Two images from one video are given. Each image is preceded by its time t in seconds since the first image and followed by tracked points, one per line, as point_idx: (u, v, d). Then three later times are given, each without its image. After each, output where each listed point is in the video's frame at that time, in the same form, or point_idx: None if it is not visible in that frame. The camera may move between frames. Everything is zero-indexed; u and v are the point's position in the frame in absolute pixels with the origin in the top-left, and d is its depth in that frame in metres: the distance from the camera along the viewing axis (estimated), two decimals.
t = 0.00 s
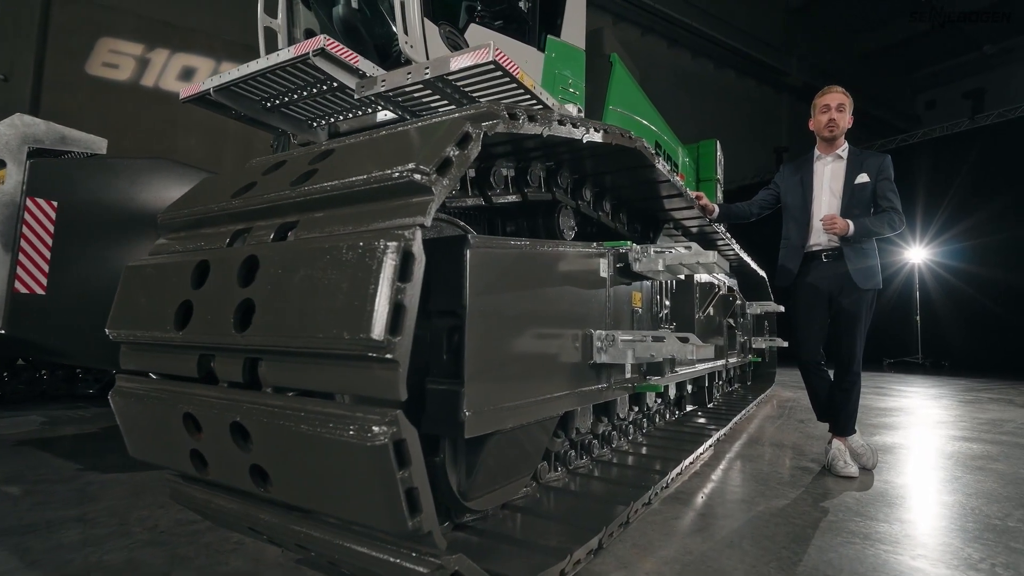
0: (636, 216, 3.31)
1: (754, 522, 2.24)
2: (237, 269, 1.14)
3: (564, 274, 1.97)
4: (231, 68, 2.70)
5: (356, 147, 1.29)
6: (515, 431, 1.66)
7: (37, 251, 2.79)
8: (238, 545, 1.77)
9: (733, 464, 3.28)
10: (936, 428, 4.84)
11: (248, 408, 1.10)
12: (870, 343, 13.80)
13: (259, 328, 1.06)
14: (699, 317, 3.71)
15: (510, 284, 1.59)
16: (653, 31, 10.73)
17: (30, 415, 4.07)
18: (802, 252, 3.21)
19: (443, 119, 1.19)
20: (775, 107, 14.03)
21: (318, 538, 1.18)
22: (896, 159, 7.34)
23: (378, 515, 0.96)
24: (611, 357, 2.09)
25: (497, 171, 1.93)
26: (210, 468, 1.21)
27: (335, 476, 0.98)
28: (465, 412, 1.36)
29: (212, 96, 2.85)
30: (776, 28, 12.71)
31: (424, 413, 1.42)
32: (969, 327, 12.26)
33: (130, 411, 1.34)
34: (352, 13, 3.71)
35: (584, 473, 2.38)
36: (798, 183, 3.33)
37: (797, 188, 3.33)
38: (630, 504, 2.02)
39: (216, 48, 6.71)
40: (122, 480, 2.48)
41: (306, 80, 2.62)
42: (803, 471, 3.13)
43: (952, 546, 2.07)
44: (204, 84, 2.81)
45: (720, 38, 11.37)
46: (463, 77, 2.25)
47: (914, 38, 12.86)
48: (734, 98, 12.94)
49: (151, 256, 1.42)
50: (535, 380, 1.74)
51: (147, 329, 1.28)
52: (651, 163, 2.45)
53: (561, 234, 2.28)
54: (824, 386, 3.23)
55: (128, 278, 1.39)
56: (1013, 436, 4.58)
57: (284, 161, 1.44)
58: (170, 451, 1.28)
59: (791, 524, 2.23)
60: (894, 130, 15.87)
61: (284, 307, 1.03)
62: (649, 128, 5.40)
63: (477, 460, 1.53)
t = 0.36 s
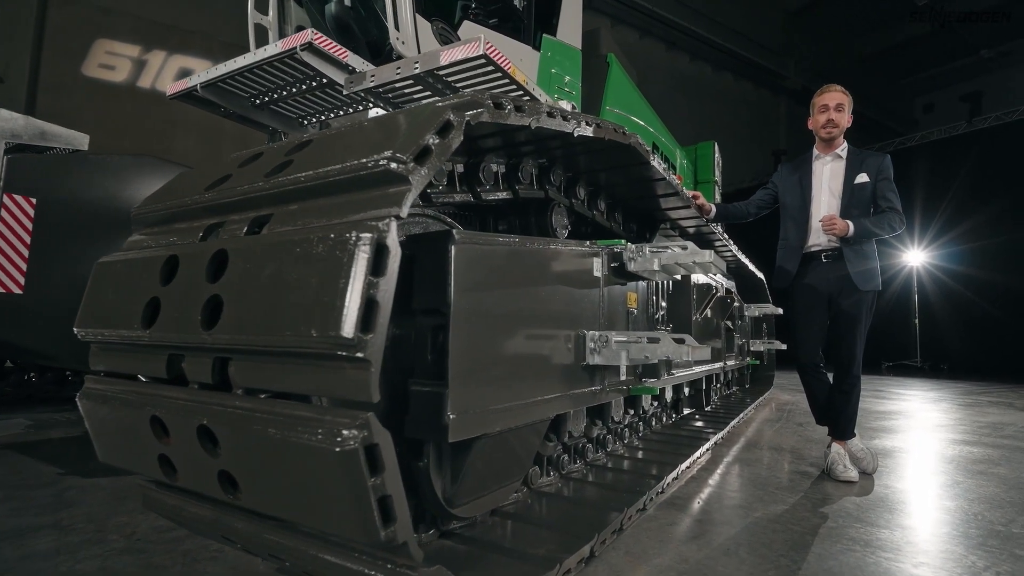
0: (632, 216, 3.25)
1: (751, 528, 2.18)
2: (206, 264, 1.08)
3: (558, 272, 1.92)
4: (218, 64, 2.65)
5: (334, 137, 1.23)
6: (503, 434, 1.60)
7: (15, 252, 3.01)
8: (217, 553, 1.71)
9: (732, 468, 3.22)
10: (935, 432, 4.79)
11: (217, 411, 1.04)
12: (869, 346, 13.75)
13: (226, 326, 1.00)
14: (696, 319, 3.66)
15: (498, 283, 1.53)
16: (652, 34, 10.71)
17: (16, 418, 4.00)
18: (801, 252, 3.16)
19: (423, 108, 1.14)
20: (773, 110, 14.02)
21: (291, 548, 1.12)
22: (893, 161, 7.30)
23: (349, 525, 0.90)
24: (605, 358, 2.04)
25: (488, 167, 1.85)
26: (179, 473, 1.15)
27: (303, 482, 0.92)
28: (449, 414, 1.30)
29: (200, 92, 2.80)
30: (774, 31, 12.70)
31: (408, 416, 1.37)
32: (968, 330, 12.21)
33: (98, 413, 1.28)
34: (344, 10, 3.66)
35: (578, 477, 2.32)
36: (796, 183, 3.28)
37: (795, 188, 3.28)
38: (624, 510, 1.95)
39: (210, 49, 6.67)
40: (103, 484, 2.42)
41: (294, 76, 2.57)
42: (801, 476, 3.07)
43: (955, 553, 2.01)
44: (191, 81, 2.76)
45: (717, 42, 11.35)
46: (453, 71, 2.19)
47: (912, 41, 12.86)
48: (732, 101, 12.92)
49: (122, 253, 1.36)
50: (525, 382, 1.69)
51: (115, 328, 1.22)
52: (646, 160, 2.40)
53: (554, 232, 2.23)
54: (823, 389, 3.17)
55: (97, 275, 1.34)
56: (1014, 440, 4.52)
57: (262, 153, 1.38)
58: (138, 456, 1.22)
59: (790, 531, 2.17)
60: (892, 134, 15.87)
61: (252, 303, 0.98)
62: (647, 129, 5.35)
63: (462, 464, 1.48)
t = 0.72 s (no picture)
0: (625, 218, 3.20)
1: (744, 538, 2.12)
2: (161, 265, 1.02)
3: (544, 275, 1.86)
4: (200, 62, 2.59)
5: (300, 132, 1.17)
6: (484, 443, 1.54)
7: None
8: (188, 567, 1.64)
9: (726, 474, 3.16)
10: (933, 437, 4.73)
11: (169, 422, 0.98)
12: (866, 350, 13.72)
13: (178, 331, 0.94)
14: (691, 323, 3.60)
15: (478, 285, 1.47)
16: (649, 37, 10.67)
17: None
18: (796, 255, 3.11)
19: (390, 100, 1.08)
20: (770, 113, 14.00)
21: (250, 568, 1.05)
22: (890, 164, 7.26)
23: (302, 545, 0.84)
24: (592, 364, 1.98)
25: (469, 166, 1.75)
26: (133, 487, 1.08)
27: (255, 499, 0.86)
28: (422, 424, 1.24)
29: (182, 91, 2.74)
30: (772, 34, 12.68)
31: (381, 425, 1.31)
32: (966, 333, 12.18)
33: (53, 424, 1.21)
34: (334, 10, 3.60)
35: (566, 486, 2.26)
36: (791, 184, 3.23)
37: (790, 189, 3.23)
38: (612, 521, 1.89)
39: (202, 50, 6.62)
40: (79, 493, 2.35)
41: (278, 74, 2.51)
42: (796, 483, 3.01)
43: (953, 564, 1.95)
44: (173, 79, 2.70)
45: (715, 45, 11.31)
46: (437, 69, 2.14)
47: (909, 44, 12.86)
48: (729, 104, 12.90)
49: (81, 254, 1.29)
50: (506, 389, 1.63)
51: (70, 333, 1.16)
52: (636, 161, 2.34)
53: (542, 234, 2.17)
54: (818, 394, 3.11)
55: (54, 277, 1.27)
56: (1013, 445, 4.47)
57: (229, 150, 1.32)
58: (93, 468, 1.16)
59: (784, 541, 2.11)
60: (889, 137, 15.87)
61: (205, 308, 0.91)
62: (641, 130, 5.30)
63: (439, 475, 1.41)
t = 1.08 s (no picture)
0: (617, 220, 3.14)
1: (737, 548, 2.06)
2: (110, 269, 0.96)
3: (530, 278, 1.80)
4: (181, 60, 2.53)
5: (265, 128, 1.12)
6: (465, 451, 1.49)
7: None
8: None
9: (721, 481, 3.10)
10: (930, 441, 4.68)
11: (117, 434, 0.92)
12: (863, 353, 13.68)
13: (124, 338, 0.88)
14: (685, 326, 3.55)
15: (456, 288, 1.42)
16: (647, 40, 10.61)
17: None
18: (791, 258, 3.06)
19: (355, 95, 1.02)
20: (768, 116, 13.98)
21: None
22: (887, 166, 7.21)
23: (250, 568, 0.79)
24: (579, 369, 1.91)
25: (451, 165, 1.70)
26: (84, 502, 1.03)
27: (201, 518, 0.81)
28: (394, 434, 1.18)
29: (164, 90, 2.67)
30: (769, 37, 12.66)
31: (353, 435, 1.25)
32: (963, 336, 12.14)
33: (5, 435, 1.15)
34: (323, 9, 3.54)
35: (554, 494, 2.20)
36: (785, 186, 3.18)
37: (784, 191, 3.18)
38: (600, 532, 1.83)
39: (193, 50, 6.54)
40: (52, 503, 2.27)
41: (261, 73, 2.45)
42: (791, 490, 2.95)
43: None
44: (155, 77, 2.64)
45: (712, 49, 11.27)
46: (421, 66, 2.09)
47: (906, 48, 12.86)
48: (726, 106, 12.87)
49: (38, 256, 1.23)
50: (490, 394, 1.57)
51: (22, 338, 1.10)
52: (626, 161, 2.29)
53: (529, 236, 2.11)
54: (814, 399, 3.06)
55: (9, 280, 1.21)
56: (1011, 450, 4.42)
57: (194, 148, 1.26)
58: (45, 481, 1.10)
59: (777, 551, 2.05)
60: (885, 140, 15.88)
61: (153, 313, 0.86)
62: (637, 132, 5.25)
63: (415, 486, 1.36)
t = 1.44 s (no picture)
0: (612, 221, 3.09)
1: (731, 558, 2.01)
2: (63, 269, 0.91)
3: (519, 280, 1.75)
4: (165, 57, 2.48)
5: (232, 122, 1.06)
6: (448, 460, 1.43)
7: None
8: None
9: (716, 487, 3.04)
10: (929, 446, 4.63)
11: (67, 445, 0.87)
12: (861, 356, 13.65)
13: (74, 344, 0.83)
14: (681, 329, 3.50)
15: (437, 291, 1.36)
16: (645, 43, 10.57)
17: None
18: (787, 260, 3.01)
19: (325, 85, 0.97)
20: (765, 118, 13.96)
21: None
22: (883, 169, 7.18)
23: None
24: (569, 374, 1.85)
25: (436, 164, 1.65)
26: (37, 516, 0.97)
27: (151, 538, 0.76)
28: (368, 443, 1.13)
29: (148, 88, 2.62)
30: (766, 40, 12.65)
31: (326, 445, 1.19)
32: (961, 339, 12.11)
33: None
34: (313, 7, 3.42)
35: (544, 502, 2.15)
36: (781, 186, 3.14)
37: (781, 192, 3.14)
38: (591, 542, 1.77)
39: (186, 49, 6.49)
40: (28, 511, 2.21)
41: (246, 70, 2.40)
42: (788, 496, 2.89)
43: None
44: (139, 75, 2.59)
45: (709, 52, 11.25)
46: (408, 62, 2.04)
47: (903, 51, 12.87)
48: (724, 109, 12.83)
49: None
50: (476, 400, 1.51)
51: None
52: (618, 160, 2.24)
53: (518, 236, 2.06)
54: (811, 403, 3.01)
55: None
56: (1010, 454, 4.38)
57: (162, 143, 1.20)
58: None
59: (773, 561, 2.00)
60: (882, 143, 15.89)
61: (102, 316, 0.80)
62: (632, 134, 5.20)
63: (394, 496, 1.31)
